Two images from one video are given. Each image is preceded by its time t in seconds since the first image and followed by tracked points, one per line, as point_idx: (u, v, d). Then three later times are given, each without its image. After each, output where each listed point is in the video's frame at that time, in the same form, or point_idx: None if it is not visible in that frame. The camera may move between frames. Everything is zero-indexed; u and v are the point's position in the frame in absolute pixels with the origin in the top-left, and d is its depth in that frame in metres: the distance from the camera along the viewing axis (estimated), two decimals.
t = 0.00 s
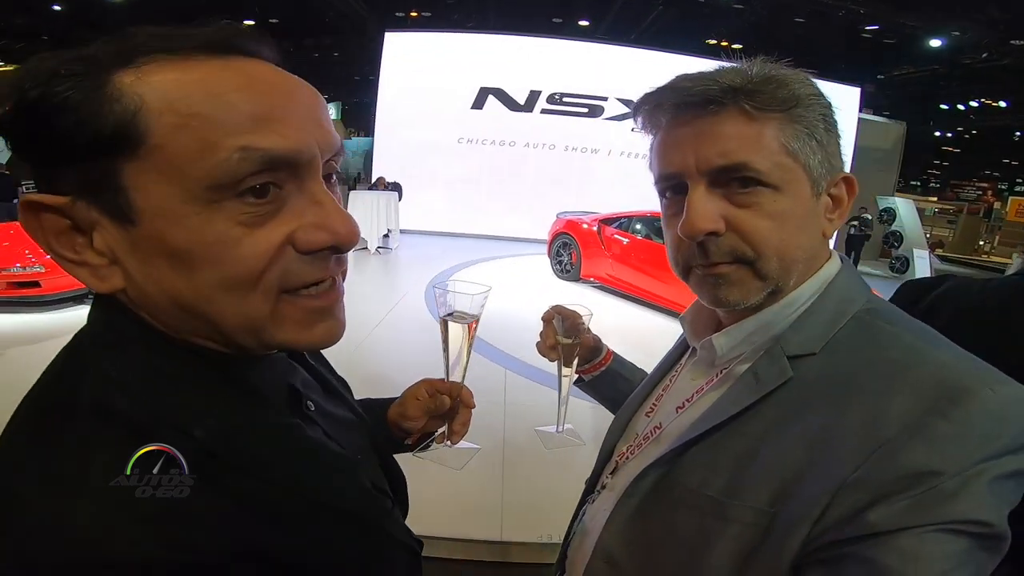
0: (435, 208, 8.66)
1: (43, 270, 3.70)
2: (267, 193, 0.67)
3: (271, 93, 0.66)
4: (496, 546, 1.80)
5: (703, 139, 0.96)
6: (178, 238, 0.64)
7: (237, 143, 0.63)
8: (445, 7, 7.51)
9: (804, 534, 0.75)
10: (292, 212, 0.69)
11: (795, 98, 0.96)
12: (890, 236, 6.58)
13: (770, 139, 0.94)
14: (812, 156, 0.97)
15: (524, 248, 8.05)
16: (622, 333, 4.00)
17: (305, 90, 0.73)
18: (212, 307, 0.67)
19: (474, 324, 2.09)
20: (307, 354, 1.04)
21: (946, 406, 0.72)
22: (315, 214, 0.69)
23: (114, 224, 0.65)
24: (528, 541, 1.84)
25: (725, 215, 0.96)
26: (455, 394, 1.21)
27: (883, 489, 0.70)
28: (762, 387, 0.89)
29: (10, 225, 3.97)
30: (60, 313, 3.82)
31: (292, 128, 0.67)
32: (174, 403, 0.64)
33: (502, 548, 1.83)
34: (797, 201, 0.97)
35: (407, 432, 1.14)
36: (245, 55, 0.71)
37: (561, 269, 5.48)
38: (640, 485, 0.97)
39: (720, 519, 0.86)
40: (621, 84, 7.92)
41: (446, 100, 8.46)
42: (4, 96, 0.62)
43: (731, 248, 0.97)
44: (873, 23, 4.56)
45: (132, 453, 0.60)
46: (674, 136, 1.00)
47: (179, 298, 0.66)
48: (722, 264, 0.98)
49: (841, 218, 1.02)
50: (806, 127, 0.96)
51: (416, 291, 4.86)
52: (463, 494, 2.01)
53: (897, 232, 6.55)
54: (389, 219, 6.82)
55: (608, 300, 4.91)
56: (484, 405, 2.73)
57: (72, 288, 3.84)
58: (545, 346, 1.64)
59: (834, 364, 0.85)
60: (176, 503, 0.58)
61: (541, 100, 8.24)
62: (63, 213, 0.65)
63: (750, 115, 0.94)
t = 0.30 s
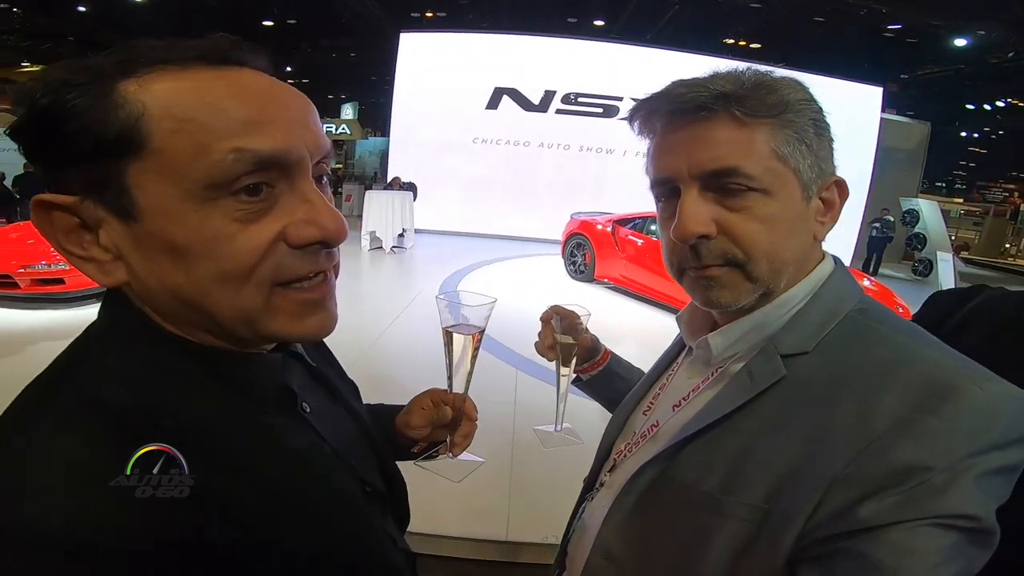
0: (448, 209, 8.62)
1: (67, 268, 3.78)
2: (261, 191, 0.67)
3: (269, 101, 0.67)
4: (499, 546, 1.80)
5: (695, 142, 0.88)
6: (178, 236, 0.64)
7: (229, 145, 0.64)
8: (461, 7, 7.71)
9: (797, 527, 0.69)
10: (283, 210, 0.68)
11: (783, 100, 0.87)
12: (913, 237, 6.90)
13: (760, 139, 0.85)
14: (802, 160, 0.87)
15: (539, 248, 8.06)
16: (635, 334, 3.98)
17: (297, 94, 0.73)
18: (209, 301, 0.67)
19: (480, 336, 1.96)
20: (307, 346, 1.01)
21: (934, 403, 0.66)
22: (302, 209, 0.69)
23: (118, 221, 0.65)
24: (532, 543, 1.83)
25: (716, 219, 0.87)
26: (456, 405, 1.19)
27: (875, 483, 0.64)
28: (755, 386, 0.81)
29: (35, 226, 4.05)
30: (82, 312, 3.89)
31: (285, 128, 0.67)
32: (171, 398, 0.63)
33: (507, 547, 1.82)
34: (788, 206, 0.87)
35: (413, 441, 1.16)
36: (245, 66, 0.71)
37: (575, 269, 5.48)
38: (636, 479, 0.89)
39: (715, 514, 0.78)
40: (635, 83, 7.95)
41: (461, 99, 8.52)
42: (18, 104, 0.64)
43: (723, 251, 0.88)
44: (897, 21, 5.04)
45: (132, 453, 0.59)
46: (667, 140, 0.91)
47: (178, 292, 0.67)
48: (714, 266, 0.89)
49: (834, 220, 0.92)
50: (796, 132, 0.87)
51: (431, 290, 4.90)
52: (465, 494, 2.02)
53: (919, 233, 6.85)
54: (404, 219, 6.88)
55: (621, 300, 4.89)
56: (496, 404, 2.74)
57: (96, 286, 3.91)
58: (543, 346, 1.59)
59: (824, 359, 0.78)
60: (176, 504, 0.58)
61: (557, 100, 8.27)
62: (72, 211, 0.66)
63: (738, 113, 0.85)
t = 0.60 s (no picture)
0: (458, 216, 8.63)
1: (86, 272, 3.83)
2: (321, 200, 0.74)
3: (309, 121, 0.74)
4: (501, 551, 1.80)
5: (681, 157, 0.89)
6: (275, 241, 0.68)
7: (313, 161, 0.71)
8: (471, 14, 7.92)
9: (790, 531, 0.69)
10: (332, 215, 0.75)
11: (764, 114, 0.86)
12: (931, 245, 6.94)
13: (742, 154, 0.85)
14: (785, 174, 0.86)
15: (548, 254, 8.05)
16: (645, 342, 3.96)
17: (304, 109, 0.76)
18: (293, 300, 0.71)
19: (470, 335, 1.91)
20: (300, 352, 1.02)
21: (920, 407, 0.66)
22: (340, 214, 0.77)
23: (210, 230, 0.66)
24: (533, 549, 1.83)
25: (697, 232, 0.88)
26: (451, 401, 1.20)
27: (864, 485, 0.65)
28: (748, 394, 0.81)
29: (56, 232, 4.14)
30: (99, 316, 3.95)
31: (324, 145, 0.75)
32: (166, 402, 0.64)
33: (509, 552, 1.83)
34: (771, 219, 0.86)
35: (410, 440, 1.17)
36: (258, 84, 0.72)
37: (585, 277, 5.49)
38: (634, 484, 0.88)
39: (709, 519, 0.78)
40: (645, 89, 8.03)
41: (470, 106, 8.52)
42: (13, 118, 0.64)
43: (704, 263, 0.89)
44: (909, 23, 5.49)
45: (132, 453, 0.60)
46: (654, 156, 0.93)
47: (265, 295, 0.70)
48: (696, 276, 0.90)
49: (822, 233, 0.90)
50: (780, 145, 0.86)
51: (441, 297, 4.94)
52: (468, 497, 2.03)
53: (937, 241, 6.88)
54: (414, 226, 6.89)
55: (631, 309, 4.86)
56: (502, 411, 2.75)
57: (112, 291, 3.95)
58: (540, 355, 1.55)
59: (817, 366, 0.78)
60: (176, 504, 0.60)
61: (567, 107, 8.28)
62: (160, 223, 0.63)
63: (719, 129, 0.86)
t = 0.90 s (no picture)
0: (467, 222, 8.66)
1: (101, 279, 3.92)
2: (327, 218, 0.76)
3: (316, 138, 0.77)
4: (505, 557, 1.81)
5: (672, 169, 0.90)
6: (284, 259, 0.69)
7: (322, 180, 0.73)
8: (479, 21, 8.02)
9: (786, 538, 0.69)
10: (338, 231, 0.78)
11: (752, 124, 0.86)
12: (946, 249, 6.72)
13: (732, 164, 0.85)
14: (775, 183, 0.85)
15: (557, 261, 8.04)
16: (654, 349, 3.94)
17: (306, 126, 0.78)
18: (299, 315, 0.73)
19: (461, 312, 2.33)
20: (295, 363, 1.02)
21: (913, 415, 0.66)
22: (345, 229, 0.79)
23: (223, 249, 0.67)
24: (536, 556, 1.82)
25: (688, 241, 0.89)
26: (448, 378, 1.27)
27: (859, 492, 0.65)
28: (748, 401, 0.80)
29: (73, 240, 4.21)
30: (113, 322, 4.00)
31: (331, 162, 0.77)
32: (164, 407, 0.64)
33: (514, 559, 1.83)
34: (763, 229, 0.86)
35: (406, 420, 1.20)
36: (261, 102, 0.73)
37: (594, 284, 5.49)
38: (635, 490, 0.88)
39: (710, 525, 0.78)
40: (652, 95, 8.06)
41: (479, 113, 8.57)
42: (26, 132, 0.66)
43: (695, 271, 0.90)
44: (919, 27, 5.58)
45: (132, 454, 0.61)
46: (648, 167, 0.94)
47: (271, 311, 0.71)
48: (688, 285, 0.91)
49: (819, 241, 0.89)
50: (770, 156, 0.85)
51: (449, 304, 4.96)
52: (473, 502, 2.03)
53: (952, 244, 6.71)
54: (423, 233, 6.90)
55: (640, 316, 4.84)
56: (509, 417, 2.75)
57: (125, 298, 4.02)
58: (545, 363, 1.57)
59: (814, 373, 0.78)
60: (175, 502, 0.58)
61: (575, 113, 8.32)
62: (175, 242, 0.64)
63: (708, 142, 0.86)
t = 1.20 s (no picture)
0: (471, 225, 8.67)
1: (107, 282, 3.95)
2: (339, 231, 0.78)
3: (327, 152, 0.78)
4: (511, 558, 1.81)
5: (670, 170, 0.91)
6: (306, 272, 0.71)
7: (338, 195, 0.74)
8: (482, 24, 8.05)
9: (787, 540, 0.69)
10: (347, 242, 0.79)
11: (751, 124, 0.86)
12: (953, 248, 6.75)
13: (731, 165, 0.85)
14: (775, 183, 0.85)
15: (561, 263, 8.04)
16: (659, 350, 3.93)
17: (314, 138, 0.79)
18: (312, 325, 0.75)
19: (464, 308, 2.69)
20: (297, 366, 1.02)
21: (916, 419, 0.66)
22: (353, 240, 0.81)
23: (250, 265, 0.68)
24: (542, 557, 1.82)
25: (686, 240, 0.90)
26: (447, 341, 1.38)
27: (860, 495, 0.65)
28: (753, 402, 0.80)
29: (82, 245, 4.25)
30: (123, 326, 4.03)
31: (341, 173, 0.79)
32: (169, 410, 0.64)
33: (519, 559, 1.83)
34: (760, 229, 0.86)
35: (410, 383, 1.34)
36: (275, 113, 0.74)
37: (599, 286, 5.50)
38: (638, 491, 0.89)
39: (710, 526, 0.78)
40: (655, 96, 8.05)
41: (482, 115, 8.59)
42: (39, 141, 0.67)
43: (693, 270, 0.90)
44: (921, 26, 5.58)
45: (132, 454, 0.63)
46: (649, 169, 0.96)
47: (287, 320, 0.72)
48: (687, 283, 0.92)
49: (821, 241, 0.88)
50: (769, 156, 0.85)
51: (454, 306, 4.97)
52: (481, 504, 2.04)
53: (959, 244, 6.71)
54: (428, 237, 6.88)
55: (645, 317, 4.83)
56: (515, 419, 2.76)
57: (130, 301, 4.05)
58: (554, 364, 1.59)
59: (822, 376, 0.78)
60: (175, 502, 0.60)
61: (578, 115, 8.33)
62: (206, 257, 0.65)
63: (706, 142, 0.87)
